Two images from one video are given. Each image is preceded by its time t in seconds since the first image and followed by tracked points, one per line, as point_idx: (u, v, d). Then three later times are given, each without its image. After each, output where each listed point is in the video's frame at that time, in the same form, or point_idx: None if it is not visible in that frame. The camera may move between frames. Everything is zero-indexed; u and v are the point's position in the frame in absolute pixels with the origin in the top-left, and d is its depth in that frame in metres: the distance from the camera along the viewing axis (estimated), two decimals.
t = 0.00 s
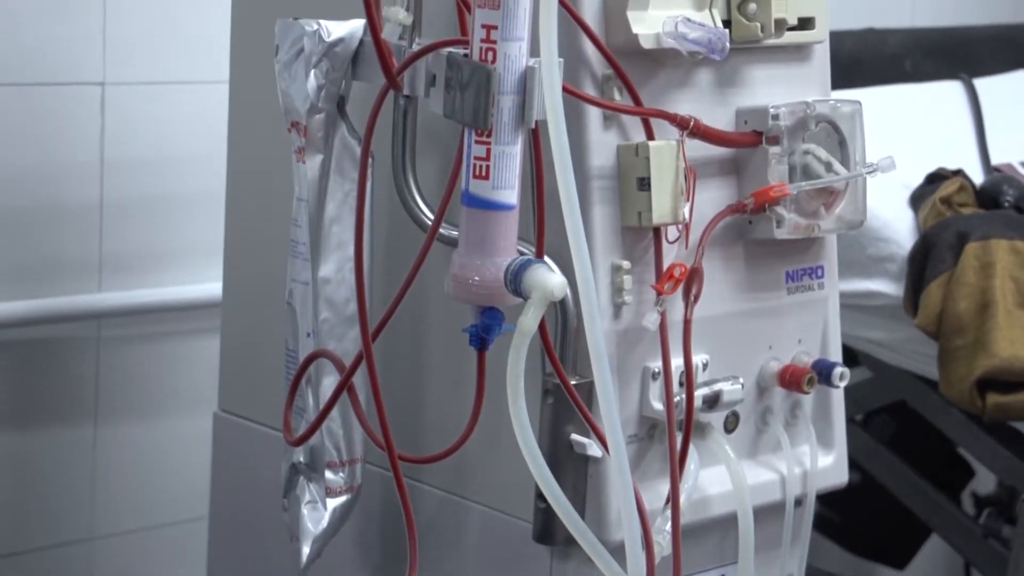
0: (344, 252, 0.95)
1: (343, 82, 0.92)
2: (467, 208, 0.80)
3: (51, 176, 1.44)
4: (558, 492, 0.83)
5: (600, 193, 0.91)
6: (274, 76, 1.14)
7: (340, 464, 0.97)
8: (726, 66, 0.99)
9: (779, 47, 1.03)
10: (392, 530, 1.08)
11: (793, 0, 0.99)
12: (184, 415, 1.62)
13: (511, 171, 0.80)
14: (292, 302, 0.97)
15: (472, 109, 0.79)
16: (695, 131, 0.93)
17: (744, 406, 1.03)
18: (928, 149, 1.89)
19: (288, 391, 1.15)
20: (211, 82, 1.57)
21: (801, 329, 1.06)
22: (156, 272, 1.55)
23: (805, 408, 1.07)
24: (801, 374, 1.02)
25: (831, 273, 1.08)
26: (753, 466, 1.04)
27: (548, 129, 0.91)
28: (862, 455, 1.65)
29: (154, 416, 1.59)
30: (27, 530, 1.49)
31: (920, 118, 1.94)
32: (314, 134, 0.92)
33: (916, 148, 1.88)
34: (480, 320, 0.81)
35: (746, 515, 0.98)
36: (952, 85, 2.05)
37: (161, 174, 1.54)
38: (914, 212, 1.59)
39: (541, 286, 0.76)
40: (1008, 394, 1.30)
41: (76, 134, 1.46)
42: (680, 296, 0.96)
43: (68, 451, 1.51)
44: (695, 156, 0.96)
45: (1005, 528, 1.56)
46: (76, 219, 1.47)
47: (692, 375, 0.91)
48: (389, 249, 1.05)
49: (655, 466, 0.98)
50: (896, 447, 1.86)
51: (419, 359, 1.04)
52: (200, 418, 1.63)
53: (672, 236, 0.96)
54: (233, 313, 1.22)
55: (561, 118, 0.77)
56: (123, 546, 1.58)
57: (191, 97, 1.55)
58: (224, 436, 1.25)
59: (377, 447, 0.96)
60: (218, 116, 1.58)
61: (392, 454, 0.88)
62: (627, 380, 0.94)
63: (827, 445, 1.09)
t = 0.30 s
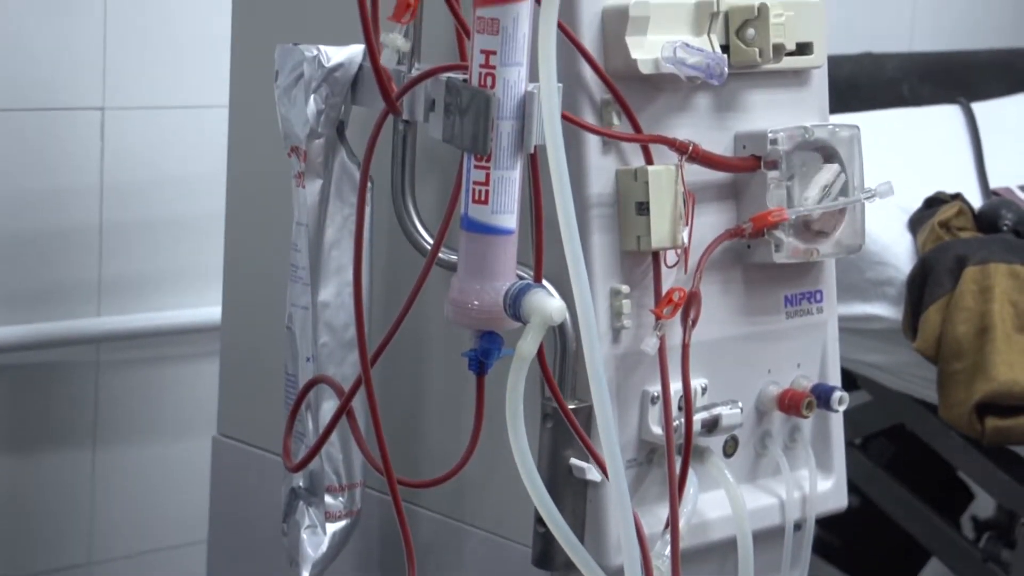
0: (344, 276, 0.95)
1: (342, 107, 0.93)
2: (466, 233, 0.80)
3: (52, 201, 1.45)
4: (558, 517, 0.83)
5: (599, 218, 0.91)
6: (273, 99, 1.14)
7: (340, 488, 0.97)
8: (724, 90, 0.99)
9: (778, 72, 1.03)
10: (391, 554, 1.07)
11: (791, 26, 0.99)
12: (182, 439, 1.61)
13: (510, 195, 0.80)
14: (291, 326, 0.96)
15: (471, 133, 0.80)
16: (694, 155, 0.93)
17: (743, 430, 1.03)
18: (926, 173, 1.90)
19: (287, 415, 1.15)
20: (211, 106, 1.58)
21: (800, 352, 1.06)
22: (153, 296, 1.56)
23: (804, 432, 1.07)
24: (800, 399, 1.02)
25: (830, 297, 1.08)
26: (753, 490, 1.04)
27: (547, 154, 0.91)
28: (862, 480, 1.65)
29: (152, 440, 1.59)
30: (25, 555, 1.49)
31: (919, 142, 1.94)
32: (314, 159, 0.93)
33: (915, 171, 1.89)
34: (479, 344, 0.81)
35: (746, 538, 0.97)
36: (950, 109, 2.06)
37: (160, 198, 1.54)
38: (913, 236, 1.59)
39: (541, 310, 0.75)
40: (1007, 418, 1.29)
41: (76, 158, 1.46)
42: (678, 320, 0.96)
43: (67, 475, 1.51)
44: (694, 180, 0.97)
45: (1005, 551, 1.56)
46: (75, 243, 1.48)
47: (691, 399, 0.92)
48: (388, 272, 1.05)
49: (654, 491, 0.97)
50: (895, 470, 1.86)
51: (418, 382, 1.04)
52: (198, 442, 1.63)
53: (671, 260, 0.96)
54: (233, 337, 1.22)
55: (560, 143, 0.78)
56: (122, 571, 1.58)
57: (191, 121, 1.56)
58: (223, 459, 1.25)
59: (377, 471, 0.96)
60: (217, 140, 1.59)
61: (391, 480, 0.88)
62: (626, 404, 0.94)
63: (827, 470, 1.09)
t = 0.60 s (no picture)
0: (344, 299, 0.95)
1: (342, 130, 0.93)
2: (466, 256, 0.80)
3: (53, 223, 1.45)
4: (559, 541, 0.83)
5: (599, 240, 0.92)
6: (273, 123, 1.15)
7: (339, 512, 0.97)
8: (724, 113, 1.00)
9: (776, 96, 1.04)
10: None
11: (790, 49, 1.00)
12: (182, 462, 1.61)
13: (510, 218, 0.80)
14: (291, 349, 0.96)
15: (472, 157, 0.80)
16: (693, 178, 0.93)
17: (743, 453, 1.02)
18: (925, 196, 1.90)
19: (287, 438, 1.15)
20: (213, 129, 1.58)
21: (800, 376, 1.06)
22: (152, 319, 1.56)
23: (804, 455, 1.07)
24: (800, 421, 1.02)
25: (829, 320, 1.08)
26: (753, 513, 1.03)
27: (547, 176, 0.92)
28: (864, 503, 1.64)
29: (152, 464, 1.58)
30: None
31: (918, 165, 1.95)
32: (313, 182, 0.93)
33: (914, 194, 1.89)
34: (479, 367, 0.81)
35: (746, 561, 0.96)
36: (950, 132, 2.07)
37: (160, 221, 1.55)
38: (913, 258, 1.59)
39: (540, 332, 0.75)
40: (1006, 441, 1.29)
41: (77, 181, 1.46)
42: (678, 342, 0.96)
43: (66, 498, 1.51)
44: (693, 203, 0.97)
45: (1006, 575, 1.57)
46: (75, 266, 1.48)
47: (692, 422, 0.91)
48: (388, 294, 1.05)
49: (655, 514, 0.97)
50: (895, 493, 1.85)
51: (418, 405, 1.04)
52: (198, 465, 1.63)
53: (671, 282, 0.96)
54: (234, 359, 1.23)
55: (560, 165, 0.78)
56: None
57: (192, 144, 1.56)
58: (223, 482, 1.25)
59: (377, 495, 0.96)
60: (217, 162, 1.59)
61: (391, 502, 0.88)
62: (626, 427, 0.94)
63: (827, 493, 1.09)
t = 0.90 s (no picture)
0: (344, 321, 0.95)
1: (343, 152, 0.93)
2: (466, 278, 0.80)
3: (54, 246, 1.46)
4: (559, 564, 0.82)
5: (598, 263, 0.92)
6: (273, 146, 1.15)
7: (339, 534, 0.97)
8: (724, 135, 1.00)
9: (776, 118, 1.04)
10: None
11: (790, 72, 1.00)
12: (183, 484, 1.61)
13: (510, 241, 0.80)
14: (291, 371, 0.97)
15: (472, 179, 0.80)
16: (694, 201, 0.93)
17: (743, 475, 1.02)
18: (924, 218, 1.91)
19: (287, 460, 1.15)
20: (214, 150, 1.59)
21: (800, 398, 1.06)
22: (151, 340, 1.56)
23: (804, 477, 1.06)
24: (800, 444, 1.01)
25: (829, 341, 1.08)
26: (753, 535, 1.03)
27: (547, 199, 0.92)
28: (865, 525, 1.63)
29: (151, 486, 1.58)
30: None
31: (917, 187, 1.95)
32: (314, 204, 0.93)
33: (913, 216, 1.89)
34: (479, 390, 0.81)
35: None
36: (949, 154, 2.08)
37: (161, 242, 1.55)
38: (914, 281, 1.61)
39: (540, 354, 0.75)
40: (1009, 464, 1.29)
41: (77, 204, 1.47)
42: (678, 364, 0.96)
43: (64, 521, 1.51)
44: (693, 225, 0.97)
45: None
46: (75, 288, 1.48)
47: (692, 444, 0.91)
48: (388, 316, 1.05)
49: (655, 536, 0.97)
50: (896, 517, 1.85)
51: (418, 426, 1.04)
52: (198, 487, 1.63)
53: (671, 304, 0.96)
54: (233, 381, 1.23)
55: (560, 188, 0.78)
56: None
57: (192, 166, 1.57)
58: (222, 504, 1.25)
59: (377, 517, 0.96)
60: (218, 184, 1.60)
61: (390, 524, 0.87)
62: (626, 449, 0.94)
63: (827, 515, 1.08)
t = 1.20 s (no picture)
0: (343, 343, 0.95)
1: (342, 175, 0.94)
2: (465, 300, 0.80)
3: (54, 268, 1.46)
4: None
5: (598, 285, 0.92)
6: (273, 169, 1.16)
7: (339, 556, 0.96)
8: (723, 157, 1.00)
9: (775, 141, 1.04)
10: None
11: (790, 94, 1.00)
12: (183, 506, 1.61)
13: (510, 262, 0.80)
14: (291, 394, 0.97)
15: (472, 203, 0.80)
16: (693, 223, 0.93)
17: (743, 497, 1.02)
18: (922, 241, 1.92)
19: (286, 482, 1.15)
20: (215, 173, 1.59)
21: (800, 419, 1.06)
22: (149, 362, 1.57)
23: (804, 499, 1.06)
24: (800, 466, 1.01)
25: (829, 363, 1.08)
26: (753, 557, 1.03)
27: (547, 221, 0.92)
28: (865, 546, 1.67)
29: (150, 507, 1.58)
30: None
31: (916, 211, 1.96)
32: (314, 227, 0.93)
33: (912, 240, 1.90)
34: (478, 412, 0.81)
35: None
36: (947, 176, 2.09)
37: (161, 264, 1.55)
38: (913, 303, 1.63)
39: (540, 376, 0.75)
40: (1007, 486, 1.34)
41: (77, 226, 1.47)
42: (677, 386, 0.96)
43: (63, 543, 1.50)
44: (693, 247, 0.97)
45: None
46: (75, 310, 1.48)
47: (692, 467, 0.91)
48: (388, 337, 1.06)
49: (655, 558, 0.97)
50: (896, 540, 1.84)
51: (417, 448, 1.04)
52: (198, 509, 1.62)
53: (671, 326, 0.96)
54: (233, 402, 1.23)
55: (559, 211, 0.78)
56: None
57: (192, 188, 1.57)
58: (221, 526, 1.25)
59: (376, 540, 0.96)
60: (219, 206, 1.60)
61: (389, 546, 0.87)
62: (626, 471, 0.94)
63: (827, 538, 1.08)
